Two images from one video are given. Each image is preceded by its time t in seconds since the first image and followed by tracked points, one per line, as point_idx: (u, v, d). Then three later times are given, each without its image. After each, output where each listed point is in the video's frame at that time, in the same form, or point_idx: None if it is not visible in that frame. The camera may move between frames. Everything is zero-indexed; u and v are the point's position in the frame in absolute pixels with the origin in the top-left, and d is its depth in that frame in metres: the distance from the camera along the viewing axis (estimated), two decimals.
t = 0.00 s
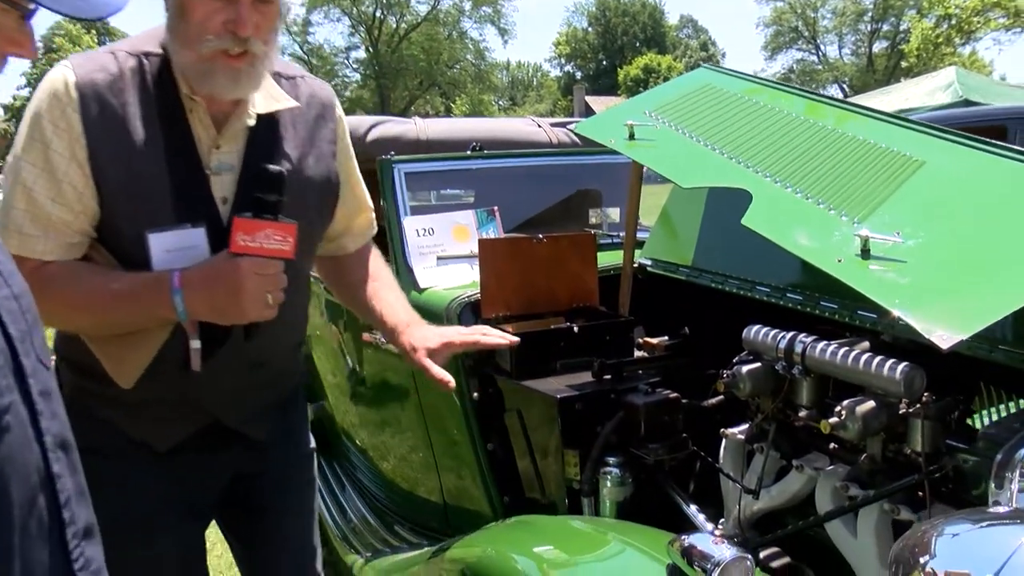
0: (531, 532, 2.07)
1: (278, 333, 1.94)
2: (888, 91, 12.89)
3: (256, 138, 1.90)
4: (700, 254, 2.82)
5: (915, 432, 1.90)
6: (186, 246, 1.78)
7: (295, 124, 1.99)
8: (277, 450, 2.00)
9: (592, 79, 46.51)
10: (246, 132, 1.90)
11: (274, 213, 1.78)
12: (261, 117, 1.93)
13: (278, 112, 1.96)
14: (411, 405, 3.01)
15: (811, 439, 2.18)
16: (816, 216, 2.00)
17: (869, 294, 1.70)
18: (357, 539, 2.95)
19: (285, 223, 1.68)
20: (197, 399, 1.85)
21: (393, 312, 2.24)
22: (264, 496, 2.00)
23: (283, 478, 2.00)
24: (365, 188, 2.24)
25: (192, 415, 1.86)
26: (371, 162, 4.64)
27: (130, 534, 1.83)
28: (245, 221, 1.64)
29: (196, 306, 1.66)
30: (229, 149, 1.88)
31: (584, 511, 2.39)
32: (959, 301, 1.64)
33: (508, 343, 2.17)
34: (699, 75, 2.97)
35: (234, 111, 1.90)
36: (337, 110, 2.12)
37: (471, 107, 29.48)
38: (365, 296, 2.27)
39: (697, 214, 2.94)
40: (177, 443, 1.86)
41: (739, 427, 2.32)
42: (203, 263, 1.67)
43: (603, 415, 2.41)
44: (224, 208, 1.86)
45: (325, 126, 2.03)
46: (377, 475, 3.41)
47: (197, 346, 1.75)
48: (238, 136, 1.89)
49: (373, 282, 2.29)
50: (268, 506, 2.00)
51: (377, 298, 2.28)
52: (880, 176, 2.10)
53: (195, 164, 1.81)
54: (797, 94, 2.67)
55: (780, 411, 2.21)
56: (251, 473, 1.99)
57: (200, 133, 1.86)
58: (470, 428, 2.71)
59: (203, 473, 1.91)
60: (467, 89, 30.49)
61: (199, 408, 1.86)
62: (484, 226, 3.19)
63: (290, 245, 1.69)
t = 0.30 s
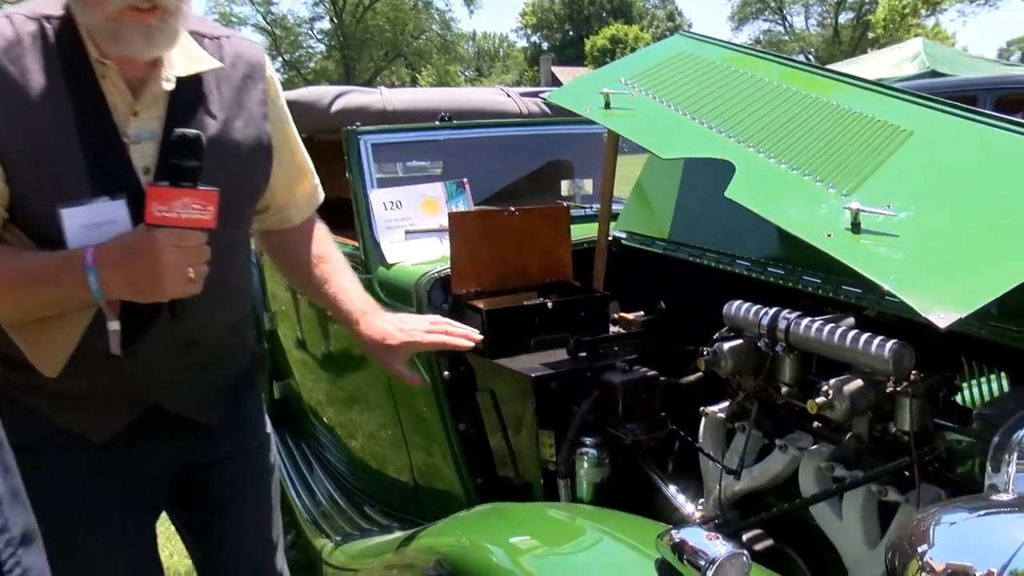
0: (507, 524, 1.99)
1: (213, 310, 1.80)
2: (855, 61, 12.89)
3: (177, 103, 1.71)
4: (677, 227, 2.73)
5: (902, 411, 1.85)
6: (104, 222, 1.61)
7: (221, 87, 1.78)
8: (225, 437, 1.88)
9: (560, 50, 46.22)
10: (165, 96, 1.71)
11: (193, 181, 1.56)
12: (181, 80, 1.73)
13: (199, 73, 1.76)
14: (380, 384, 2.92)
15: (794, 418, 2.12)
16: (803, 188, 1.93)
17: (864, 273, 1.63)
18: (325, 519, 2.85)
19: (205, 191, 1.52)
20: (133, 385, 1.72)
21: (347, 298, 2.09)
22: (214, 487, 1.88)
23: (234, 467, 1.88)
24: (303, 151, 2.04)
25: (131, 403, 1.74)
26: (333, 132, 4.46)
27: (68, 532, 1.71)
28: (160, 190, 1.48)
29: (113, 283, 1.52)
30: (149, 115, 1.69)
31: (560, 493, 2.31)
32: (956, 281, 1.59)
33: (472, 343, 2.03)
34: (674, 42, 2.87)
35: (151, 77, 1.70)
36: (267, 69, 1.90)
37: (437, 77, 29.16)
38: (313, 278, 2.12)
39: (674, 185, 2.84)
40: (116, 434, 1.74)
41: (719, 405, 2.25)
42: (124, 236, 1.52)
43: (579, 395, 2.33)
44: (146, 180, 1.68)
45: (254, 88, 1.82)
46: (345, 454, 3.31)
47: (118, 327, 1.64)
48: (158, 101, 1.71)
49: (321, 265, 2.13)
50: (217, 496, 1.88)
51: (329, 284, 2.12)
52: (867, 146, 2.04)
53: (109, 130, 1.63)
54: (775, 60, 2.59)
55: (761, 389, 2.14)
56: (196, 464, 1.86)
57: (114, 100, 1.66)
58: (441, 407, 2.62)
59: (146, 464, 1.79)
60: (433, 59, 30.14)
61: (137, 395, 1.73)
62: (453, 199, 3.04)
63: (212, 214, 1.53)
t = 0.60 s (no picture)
0: (481, 517, 1.94)
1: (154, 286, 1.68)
2: (827, 42, 12.88)
3: (103, 64, 1.58)
4: (654, 207, 2.65)
5: (888, 400, 1.82)
6: (24, 191, 1.45)
7: (151, 46, 1.65)
8: (172, 422, 1.77)
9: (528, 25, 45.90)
10: (89, 57, 1.58)
11: (123, 145, 1.45)
12: (107, 39, 1.60)
13: (128, 32, 1.63)
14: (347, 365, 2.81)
15: (774, 405, 2.07)
16: (792, 171, 1.87)
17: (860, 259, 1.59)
18: (289, 503, 2.75)
19: (134, 154, 1.39)
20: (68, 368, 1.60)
21: (298, 272, 1.98)
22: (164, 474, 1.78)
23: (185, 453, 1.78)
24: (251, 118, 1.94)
25: (68, 387, 1.62)
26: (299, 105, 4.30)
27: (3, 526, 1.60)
28: (86, 153, 1.36)
29: (30, 256, 1.40)
30: (73, 78, 1.56)
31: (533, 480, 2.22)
32: (953, 265, 1.55)
33: (429, 320, 1.98)
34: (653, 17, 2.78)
35: (73, 36, 1.56)
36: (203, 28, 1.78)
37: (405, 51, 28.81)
38: (263, 250, 2.00)
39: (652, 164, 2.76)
40: (53, 422, 1.62)
41: (698, 391, 2.19)
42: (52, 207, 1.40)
43: (555, 379, 2.24)
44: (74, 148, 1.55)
45: (189, 48, 1.70)
46: (308, 434, 3.19)
47: (39, 305, 1.50)
48: (81, 62, 1.57)
49: (271, 237, 2.02)
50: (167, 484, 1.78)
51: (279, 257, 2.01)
52: (855, 124, 1.98)
53: (28, 100, 1.50)
54: (755, 35, 2.52)
55: (742, 375, 2.09)
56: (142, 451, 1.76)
57: (33, 61, 1.53)
58: (409, 390, 2.52)
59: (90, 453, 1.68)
60: (400, 32, 29.75)
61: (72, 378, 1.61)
62: (423, 174, 2.86)
63: (142, 181, 1.41)
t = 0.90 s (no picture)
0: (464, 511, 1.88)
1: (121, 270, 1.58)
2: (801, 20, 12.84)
3: (72, 37, 1.48)
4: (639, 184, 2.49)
5: (883, 386, 1.79)
6: None
7: (123, 20, 1.56)
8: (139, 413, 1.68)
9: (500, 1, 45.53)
10: (57, 30, 1.48)
11: (99, 124, 1.32)
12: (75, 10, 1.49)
13: (99, 4, 1.53)
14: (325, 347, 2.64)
15: (762, 390, 2.02)
16: (789, 152, 1.86)
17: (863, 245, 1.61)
18: (260, 491, 2.63)
19: (112, 136, 1.29)
20: (28, 357, 1.50)
21: (260, 267, 1.86)
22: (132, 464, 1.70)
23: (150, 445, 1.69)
24: (218, 100, 1.85)
25: (27, 376, 1.52)
26: (269, 79, 4.14)
27: None
28: (59, 132, 1.26)
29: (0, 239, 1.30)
30: (39, 51, 1.45)
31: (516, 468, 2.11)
32: (955, 251, 1.56)
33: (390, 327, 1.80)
34: None
35: (39, 6, 1.45)
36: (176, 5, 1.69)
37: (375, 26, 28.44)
38: (224, 243, 1.89)
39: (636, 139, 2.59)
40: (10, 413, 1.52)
41: (684, 375, 2.12)
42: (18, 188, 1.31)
43: (536, 362, 2.13)
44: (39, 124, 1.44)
45: (163, 25, 1.61)
46: (281, 416, 2.98)
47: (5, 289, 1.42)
48: (48, 35, 1.46)
49: (235, 229, 1.91)
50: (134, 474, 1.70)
51: (241, 251, 1.90)
52: (852, 102, 1.98)
53: None
54: (743, 10, 2.47)
55: (731, 359, 2.03)
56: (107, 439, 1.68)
57: None
58: (386, 372, 2.35)
59: (52, 442, 1.59)
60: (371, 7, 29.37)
61: (29, 365, 1.51)
62: (400, 152, 2.69)
63: (120, 163, 1.30)
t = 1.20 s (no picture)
0: (452, 508, 1.85)
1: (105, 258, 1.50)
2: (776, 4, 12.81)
3: (69, 11, 1.41)
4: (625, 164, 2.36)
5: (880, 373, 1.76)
6: None
7: None
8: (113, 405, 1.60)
9: None
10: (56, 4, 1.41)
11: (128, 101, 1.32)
12: None
13: None
14: (299, 329, 2.50)
15: (753, 376, 1.98)
16: (782, 131, 1.83)
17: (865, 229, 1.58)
18: (237, 486, 2.54)
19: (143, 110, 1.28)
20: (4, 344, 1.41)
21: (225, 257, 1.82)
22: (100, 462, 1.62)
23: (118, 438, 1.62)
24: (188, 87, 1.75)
25: None
26: (241, 59, 4.01)
27: None
28: (92, 107, 1.24)
29: (28, 211, 1.27)
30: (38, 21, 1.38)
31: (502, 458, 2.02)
32: (961, 231, 1.55)
33: (353, 321, 1.81)
34: None
35: None
36: None
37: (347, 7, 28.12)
38: (190, 232, 1.82)
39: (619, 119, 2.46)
40: None
41: (672, 362, 2.06)
42: (20, 175, 1.26)
43: (521, 350, 2.03)
44: (40, 97, 1.37)
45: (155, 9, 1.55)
46: (258, 407, 2.89)
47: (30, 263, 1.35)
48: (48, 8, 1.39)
49: (200, 218, 1.85)
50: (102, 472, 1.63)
51: (205, 239, 1.84)
52: (846, 82, 1.94)
53: None
54: None
55: (721, 345, 1.98)
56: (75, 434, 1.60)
57: None
58: (367, 362, 2.24)
59: (18, 439, 1.52)
60: None
61: (11, 352, 1.43)
62: (377, 134, 2.57)
63: (151, 139, 1.30)
